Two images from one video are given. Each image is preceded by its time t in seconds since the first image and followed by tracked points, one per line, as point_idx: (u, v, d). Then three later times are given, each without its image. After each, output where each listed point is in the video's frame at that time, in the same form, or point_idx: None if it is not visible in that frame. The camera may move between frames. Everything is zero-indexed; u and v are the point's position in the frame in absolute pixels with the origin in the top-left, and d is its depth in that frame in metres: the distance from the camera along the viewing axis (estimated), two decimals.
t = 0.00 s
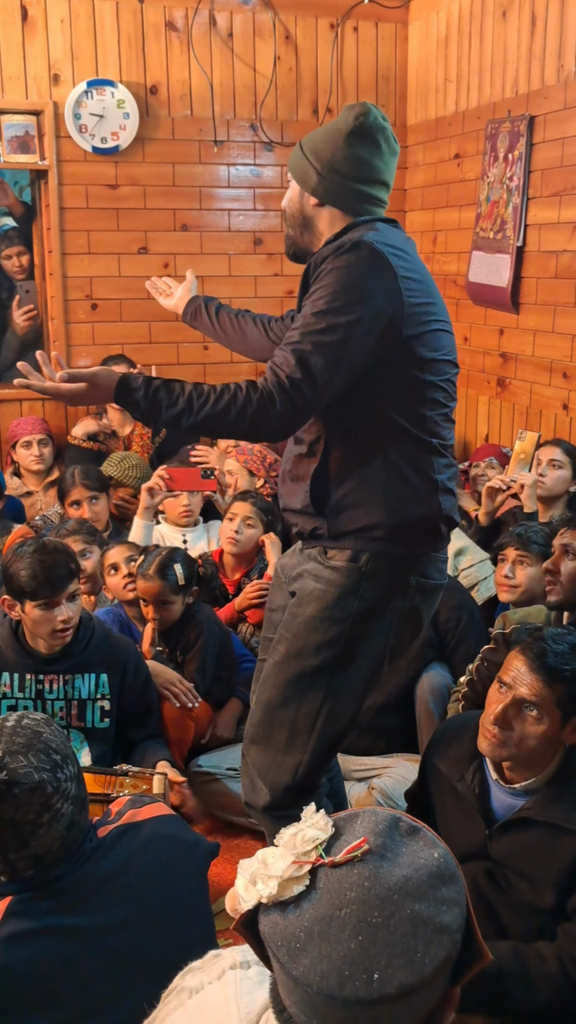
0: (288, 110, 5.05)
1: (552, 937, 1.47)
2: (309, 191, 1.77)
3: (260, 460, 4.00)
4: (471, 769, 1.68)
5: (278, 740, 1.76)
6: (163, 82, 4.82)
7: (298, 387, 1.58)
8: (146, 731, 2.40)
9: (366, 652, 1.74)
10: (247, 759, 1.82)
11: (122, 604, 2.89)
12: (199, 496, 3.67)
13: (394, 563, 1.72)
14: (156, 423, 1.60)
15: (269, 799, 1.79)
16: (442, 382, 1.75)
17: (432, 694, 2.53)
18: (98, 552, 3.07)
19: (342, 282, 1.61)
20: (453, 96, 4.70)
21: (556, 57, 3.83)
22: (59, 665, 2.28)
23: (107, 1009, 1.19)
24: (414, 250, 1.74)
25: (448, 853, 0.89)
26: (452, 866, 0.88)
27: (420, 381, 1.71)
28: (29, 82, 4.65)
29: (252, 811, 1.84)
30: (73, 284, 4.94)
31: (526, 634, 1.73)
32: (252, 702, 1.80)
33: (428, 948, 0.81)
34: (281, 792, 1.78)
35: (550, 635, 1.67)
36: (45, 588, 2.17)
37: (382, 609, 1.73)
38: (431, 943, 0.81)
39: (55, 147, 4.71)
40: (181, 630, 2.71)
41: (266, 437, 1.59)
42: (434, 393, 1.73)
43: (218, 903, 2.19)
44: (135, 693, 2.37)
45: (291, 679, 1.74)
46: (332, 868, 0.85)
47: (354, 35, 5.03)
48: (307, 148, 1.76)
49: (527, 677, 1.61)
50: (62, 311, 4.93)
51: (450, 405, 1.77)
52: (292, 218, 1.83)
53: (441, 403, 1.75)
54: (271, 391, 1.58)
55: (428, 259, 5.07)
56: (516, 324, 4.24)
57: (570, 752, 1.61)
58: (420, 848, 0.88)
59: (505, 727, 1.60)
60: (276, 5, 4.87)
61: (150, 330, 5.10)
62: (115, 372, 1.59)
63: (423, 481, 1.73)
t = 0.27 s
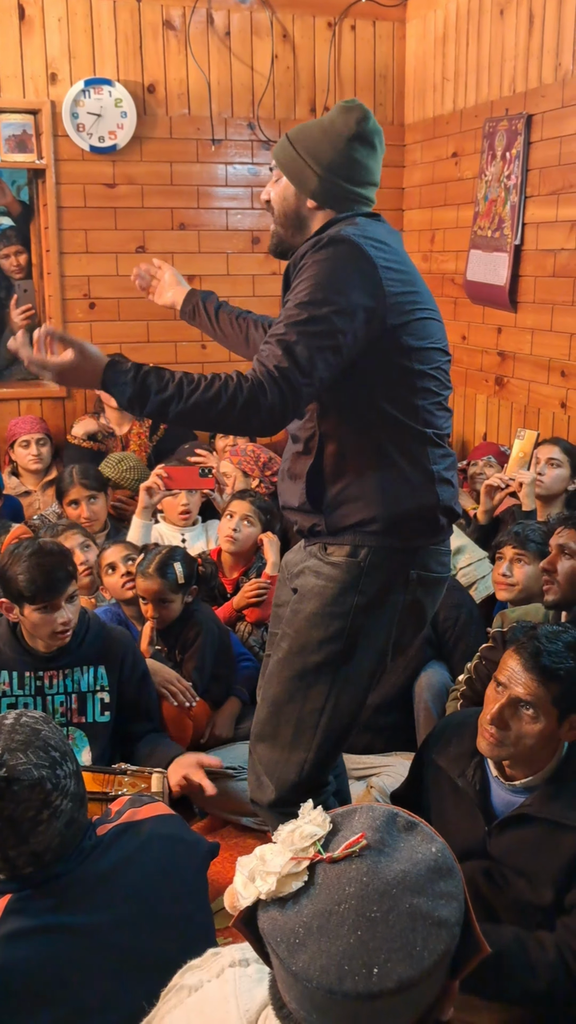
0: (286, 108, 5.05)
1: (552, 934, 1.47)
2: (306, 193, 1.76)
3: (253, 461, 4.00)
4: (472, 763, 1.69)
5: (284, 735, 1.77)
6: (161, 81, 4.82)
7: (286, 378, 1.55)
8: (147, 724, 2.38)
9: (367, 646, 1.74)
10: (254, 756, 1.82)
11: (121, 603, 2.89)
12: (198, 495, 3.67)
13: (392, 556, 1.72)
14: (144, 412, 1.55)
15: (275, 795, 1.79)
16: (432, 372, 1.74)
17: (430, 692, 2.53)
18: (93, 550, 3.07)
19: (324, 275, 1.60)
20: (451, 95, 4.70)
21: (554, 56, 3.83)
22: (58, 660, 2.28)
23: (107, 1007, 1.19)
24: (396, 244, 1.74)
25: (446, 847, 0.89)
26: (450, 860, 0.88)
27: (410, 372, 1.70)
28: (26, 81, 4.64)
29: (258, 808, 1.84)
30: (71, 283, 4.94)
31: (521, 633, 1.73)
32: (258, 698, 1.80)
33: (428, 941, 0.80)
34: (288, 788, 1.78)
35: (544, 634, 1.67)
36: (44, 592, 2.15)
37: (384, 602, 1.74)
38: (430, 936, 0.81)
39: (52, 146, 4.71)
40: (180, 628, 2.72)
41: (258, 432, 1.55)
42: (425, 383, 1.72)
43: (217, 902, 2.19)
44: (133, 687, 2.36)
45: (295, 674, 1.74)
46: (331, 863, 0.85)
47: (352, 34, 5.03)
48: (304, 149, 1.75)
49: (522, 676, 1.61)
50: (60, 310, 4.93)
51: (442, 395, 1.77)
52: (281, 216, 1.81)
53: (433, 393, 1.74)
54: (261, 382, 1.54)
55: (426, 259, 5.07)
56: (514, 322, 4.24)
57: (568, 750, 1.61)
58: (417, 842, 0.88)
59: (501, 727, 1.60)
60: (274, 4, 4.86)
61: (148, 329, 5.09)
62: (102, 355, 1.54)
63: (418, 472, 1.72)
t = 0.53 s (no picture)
0: (284, 106, 5.05)
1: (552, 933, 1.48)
2: (308, 211, 1.74)
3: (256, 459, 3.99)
4: (471, 764, 1.68)
5: (271, 739, 1.76)
6: (159, 79, 4.82)
7: (295, 397, 1.52)
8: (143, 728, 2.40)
9: (368, 661, 1.75)
10: (238, 757, 1.81)
11: (120, 603, 2.89)
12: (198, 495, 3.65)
13: (397, 571, 1.72)
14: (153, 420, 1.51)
15: (258, 798, 1.78)
16: (432, 387, 1.74)
17: (430, 691, 2.53)
18: (88, 549, 3.07)
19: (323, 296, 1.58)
20: (449, 92, 4.70)
21: (552, 54, 3.83)
22: (56, 664, 2.28)
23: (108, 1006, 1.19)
24: (390, 261, 1.73)
25: (444, 846, 0.89)
26: (449, 860, 0.88)
27: (411, 389, 1.70)
28: (25, 80, 4.64)
29: (240, 810, 1.83)
30: (70, 282, 4.94)
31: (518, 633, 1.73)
32: (246, 700, 1.80)
33: (427, 939, 0.80)
34: (270, 792, 1.78)
35: (541, 632, 1.67)
36: (48, 591, 2.15)
37: (386, 614, 1.73)
38: (428, 934, 0.81)
39: (50, 145, 4.71)
40: (179, 628, 2.71)
41: (269, 451, 1.52)
42: (426, 398, 1.73)
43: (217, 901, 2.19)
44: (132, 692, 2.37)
45: (287, 680, 1.73)
46: (330, 862, 0.85)
47: (350, 33, 5.03)
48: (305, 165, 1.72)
49: (520, 676, 1.61)
50: (59, 309, 4.92)
51: (442, 408, 1.77)
52: (276, 234, 1.77)
53: (434, 407, 1.74)
54: (271, 402, 1.50)
55: (425, 257, 5.07)
56: (513, 320, 4.24)
57: (568, 748, 1.61)
58: (415, 840, 0.88)
59: (501, 727, 1.60)
60: (272, 2, 4.86)
61: (147, 328, 5.09)
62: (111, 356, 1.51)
63: (423, 487, 1.73)
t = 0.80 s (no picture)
0: (283, 105, 5.04)
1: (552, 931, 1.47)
2: (302, 202, 1.73)
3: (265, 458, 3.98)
4: (470, 763, 1.69)
5: (281, 738, 1.78)
6: (158, 78, 4.81)
7: (296, 398, 1.51)
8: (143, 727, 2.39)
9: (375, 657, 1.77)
10: (246, 757, 1.82)
11: (118, 602, 2.89)
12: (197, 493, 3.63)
13: (404, 561, 1.73)
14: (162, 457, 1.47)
15: (270, 798, 1.80)
16: (433, 379, 1.74)
17: (429, 690, 2.53)
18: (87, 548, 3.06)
19: (325, 293, 1.58)
20: (448, 91, 4.70)
21: (551, 52, 3.82)
22: (57, 661, 2.27)
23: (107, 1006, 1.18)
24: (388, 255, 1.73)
25: (443, 846, 0.89)
26: (447, 859, 0.88)
27: (413, 381, 1.70)
28: (23, 78, 4.64)
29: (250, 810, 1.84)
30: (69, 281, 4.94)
31: (518, 632, 1.72)
32: (252, 701, 1.81)
33: (425, 938, 0.80)
34: (283, 790, 1.79)
35: (541, 631, 1.67)
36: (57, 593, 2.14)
37: (390, 609, 1.74)
38: (426, 934, 0.81)
39: (49, 144, 4.71)
40: (180, 627, 2.71)
41: (269, 452, 1.50)
42: (428, 389, 1.73)
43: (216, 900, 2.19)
44: (133, 692, 2.37)
45: (295, 679, 1.75)
46: (327, 863, 0.84)
47: (349, 31, 5.02)
48: (294, 157, 1.72)
49: (520, 675, 1.61)
50: (57, 308, 4.92)
51: (441, 400, 1.77)
52: (269, 229, 1.75)
53: (435, 399, 1.75)
54: (272, 402, 1.49)
55: (424, 255, 5.07)
56: (512, 319, 4.23)
57: (569, 747, 1.60)
58: (413, 840, 0.88)
59: (500, 726, 1.60)
60: None
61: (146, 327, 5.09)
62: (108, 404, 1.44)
63: (428, 479, 1.73)
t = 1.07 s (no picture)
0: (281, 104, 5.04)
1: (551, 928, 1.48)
2: (269, 189, 1.73)
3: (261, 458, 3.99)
4: (470, 758, 1.68)
5: (320, 725, 1.80)
6: (156, 76, 4.81)
7: (305, 398, 1.53)
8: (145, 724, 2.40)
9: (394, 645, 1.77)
10: (282, 751, 1.84)
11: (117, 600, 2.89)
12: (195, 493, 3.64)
13: (418, 538, 1.74)
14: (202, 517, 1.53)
15: (314, 787, 1.81)
16: (426, 351, 1.75)
17: (428, 687, 2.54)
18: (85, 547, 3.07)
19: (315, 286, 1.57)
20: (446, 89, 4.70)
21: (550, 50, 3.82)
22: (56, 659, 2.27)
23: (107, 1003, 1.19)
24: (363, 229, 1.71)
25: (442, 843, 0.89)
26: (445, 855, 0.88)
27: (407, 357, 1.70)
28: (22, 77, 4.65)
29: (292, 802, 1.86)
30: (67, 279, 4.94)
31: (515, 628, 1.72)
32: (287, 693, 1.82)
33: (424, 936, 0.81)
34: (326, 778, 1.81)
35: (538, 628, 1.67)
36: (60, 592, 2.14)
37: (403, 596, 1.74)
38: (425, 932, 0.81)
39: (47, 142, 4.71)
40: (179, 624, 2.71)
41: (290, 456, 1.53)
42: (423, 364, 1.73)
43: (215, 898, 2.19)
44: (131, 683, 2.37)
45: (326, 667, 1.76)
46: (326, 861, 0.85)
47: (347, 29, 5.02)
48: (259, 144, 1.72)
49: (517, 670, 1.61)
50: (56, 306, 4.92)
51: (434, 371, 1.78)
52: (237, 219, 1.75)
53: (430, 371, 1.75)
54: (280, 420, 1.52)
55: (423, 254, 5.07)
56: (511, 317, 4.23)
57: (567, 743, 1.60)
58: (411, 837, 0.88)
59: (499, 723, 1.60)
60: None
61: (145, 325, 5.09)
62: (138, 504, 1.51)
63: (432, 455, 1.74)
